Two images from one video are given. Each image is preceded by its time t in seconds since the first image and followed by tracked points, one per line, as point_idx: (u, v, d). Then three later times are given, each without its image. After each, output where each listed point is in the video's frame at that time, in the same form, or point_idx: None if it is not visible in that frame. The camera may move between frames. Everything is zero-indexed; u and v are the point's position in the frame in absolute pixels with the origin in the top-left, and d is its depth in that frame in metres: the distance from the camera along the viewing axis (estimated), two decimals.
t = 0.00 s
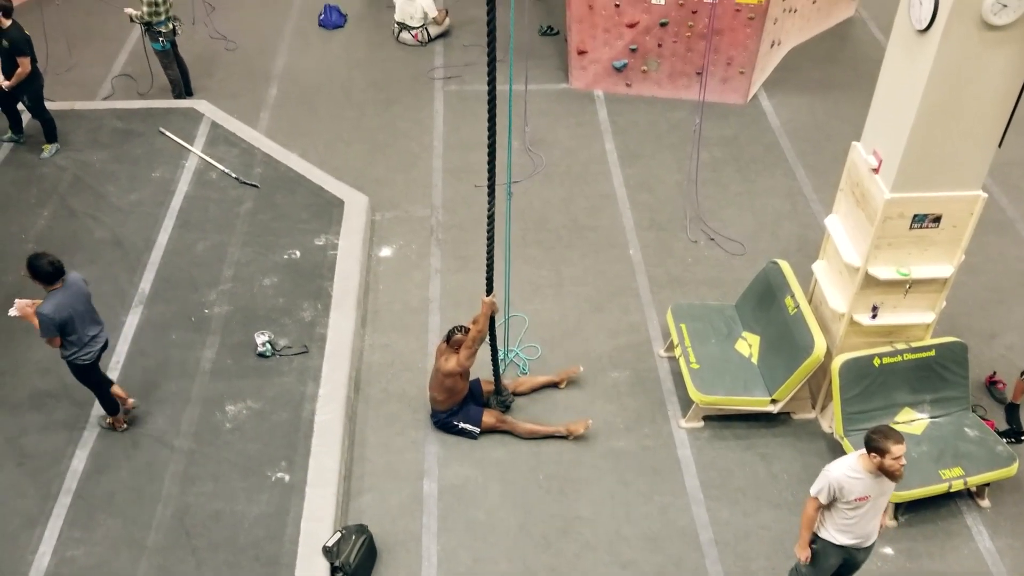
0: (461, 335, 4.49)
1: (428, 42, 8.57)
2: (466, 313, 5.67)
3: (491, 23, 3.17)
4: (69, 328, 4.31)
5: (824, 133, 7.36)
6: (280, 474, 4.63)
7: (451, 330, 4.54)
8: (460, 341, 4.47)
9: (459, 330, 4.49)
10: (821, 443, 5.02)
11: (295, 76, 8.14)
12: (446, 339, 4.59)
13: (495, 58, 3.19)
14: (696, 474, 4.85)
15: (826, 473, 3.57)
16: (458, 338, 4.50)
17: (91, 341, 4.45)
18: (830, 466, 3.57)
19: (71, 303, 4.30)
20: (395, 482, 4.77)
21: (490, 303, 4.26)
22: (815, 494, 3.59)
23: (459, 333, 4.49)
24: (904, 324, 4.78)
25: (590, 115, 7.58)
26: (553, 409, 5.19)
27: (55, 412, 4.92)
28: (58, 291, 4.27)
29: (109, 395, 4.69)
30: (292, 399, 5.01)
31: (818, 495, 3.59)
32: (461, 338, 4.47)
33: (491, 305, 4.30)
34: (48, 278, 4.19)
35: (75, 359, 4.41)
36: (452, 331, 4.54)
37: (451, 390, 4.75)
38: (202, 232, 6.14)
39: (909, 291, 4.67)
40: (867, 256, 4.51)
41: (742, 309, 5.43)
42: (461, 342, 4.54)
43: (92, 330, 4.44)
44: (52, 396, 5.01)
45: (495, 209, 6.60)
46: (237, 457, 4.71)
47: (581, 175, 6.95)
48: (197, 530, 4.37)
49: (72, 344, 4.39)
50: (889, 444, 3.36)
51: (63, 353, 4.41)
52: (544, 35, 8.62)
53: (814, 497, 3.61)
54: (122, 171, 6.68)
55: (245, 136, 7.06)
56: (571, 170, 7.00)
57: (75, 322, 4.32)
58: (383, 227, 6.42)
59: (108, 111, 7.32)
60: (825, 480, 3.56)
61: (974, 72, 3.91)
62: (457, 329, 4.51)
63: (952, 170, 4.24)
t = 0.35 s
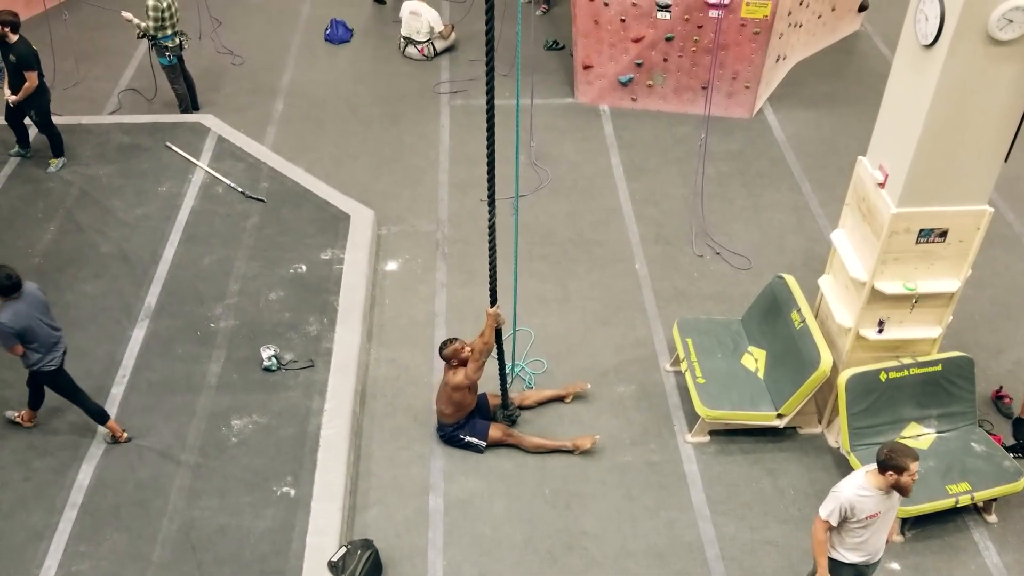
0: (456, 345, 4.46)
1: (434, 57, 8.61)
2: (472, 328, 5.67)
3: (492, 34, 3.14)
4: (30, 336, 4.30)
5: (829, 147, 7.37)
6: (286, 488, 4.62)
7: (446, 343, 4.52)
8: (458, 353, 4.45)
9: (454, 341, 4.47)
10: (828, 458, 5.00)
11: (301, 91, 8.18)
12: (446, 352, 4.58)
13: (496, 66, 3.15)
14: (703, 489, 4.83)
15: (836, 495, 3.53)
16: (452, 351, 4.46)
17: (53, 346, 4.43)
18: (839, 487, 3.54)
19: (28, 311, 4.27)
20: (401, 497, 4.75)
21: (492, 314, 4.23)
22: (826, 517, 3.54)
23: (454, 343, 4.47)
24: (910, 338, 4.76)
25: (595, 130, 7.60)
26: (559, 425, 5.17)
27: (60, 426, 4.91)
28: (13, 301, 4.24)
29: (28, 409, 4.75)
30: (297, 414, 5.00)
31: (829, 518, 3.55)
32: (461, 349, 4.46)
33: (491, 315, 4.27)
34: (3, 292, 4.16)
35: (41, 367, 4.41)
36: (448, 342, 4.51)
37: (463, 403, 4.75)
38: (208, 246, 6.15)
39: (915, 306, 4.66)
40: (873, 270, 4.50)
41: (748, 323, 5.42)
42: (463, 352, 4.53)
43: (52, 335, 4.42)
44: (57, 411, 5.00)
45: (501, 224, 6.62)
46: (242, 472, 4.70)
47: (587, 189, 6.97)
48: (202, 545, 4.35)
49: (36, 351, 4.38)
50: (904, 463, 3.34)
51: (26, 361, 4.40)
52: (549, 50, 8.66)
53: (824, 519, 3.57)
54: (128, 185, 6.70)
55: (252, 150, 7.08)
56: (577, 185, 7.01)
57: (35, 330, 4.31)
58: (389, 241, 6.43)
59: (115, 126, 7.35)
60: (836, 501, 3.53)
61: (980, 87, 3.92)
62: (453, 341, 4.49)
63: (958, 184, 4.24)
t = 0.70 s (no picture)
0: (451, 344, 4.44)
1: (432, 56, 8.61)
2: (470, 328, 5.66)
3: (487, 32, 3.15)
4: None
5: (827, 148, 7.38)
6: (284, 488, 4.61)
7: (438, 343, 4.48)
8: (454, 352, 4.44)
9: (447, 341, 4.44)
10: (825, 457, 5.01)
11: (299, 90, 8.16)
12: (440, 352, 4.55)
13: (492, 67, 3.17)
14: (700, 488, 4.84)
15: (834, 496, 3.54)
16: (446, 351, 4.45)
17: None
18: (837, 488, 3.55)
19: None
20: (399, 496, 4.75)
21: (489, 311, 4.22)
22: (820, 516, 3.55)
23: (446, 343, 4.44)
24: (907, 338, 4.78)
25: (593, 130, 7.61)
26: (557, 425, 5.17)
27: (58, 426, 4.90)
28: None
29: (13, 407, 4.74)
30: (296, 414, 4.99)
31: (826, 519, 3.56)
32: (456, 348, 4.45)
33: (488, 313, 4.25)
34: None
35: None
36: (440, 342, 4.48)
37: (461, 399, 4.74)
38: (205, 246, 6.13)
39: (913, 306, 4.68)
40: (871, 270, 4.51)
41: (746, 323, 5.43)
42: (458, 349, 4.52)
43: None
44: (55, 411, 4.99)
45: (499, 224, 6.62)
46: (240, 471, 4.70)
47: (585, 189, 6.97)
48: (200, 545, 4.35)
49: None
50: (905, 467, 3.35)
51: None
52: (547, 50, 8.65)
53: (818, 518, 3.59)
54: (125, 185, 6.68)
55: (249, 150, 7.07)
56: (575, 185, 7.02)
57: None
58: (387, 240, 6.43)
59: (112, 125, 7.33)
60: (833, 502, 3.54)
61: (978, 87, 3.93)
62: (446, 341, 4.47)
63: (955, 185, 4.25)
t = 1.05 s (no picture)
0: (437, 325, 4.50)
1: (425, 43, 8.54)
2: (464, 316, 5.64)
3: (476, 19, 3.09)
4: None
5: (822, 133, 7.35)
6: (280, 477, 4.59)
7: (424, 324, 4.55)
8: (438, 333, 4.49)
9: (432, 321, 4.51)
10: (821, 443, 5.00)
11: (291, 78, 8.10)
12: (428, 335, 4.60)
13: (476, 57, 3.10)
14: (697, 475, 4.83)
15: (830, 482, 3.54)
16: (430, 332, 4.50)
17: None
18: (834, 474, 3.55)
19: None
20: (396, 485, 4.73)
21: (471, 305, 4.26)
22: (815, 500, 3.57)
23: (431, 324, 4.51)
24: (904, 323, 4.76)
25: (588, 116, 7.56)
26: (553, 413, 5.15)
27: (51, 417, 4.87)
28: None
29: None
30: (291, 403, 4.97)
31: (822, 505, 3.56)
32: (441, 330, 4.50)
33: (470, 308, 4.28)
34: None
35: None
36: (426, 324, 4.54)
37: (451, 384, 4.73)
38: (198, 235, 6.09)
39: (909, 291, 4.66)
40: (868, 256, 4.49)
41: (742, 310, 5.41)
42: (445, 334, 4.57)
43: None
44: (49, 402, 4.96)
45: (494, 211, 6.58)
46: (236, 461, 4.68)
47: (580, 176, 6.93)
48: (196, 534, 4.33)
49: None
50: (903, 455, 3.34)
51: None
52: (541, 35, 8.59)
53: (813, 502, 3.60)
54: (117, 174, 6.63)
55: (241, 138, 7.02)
56: (570, 172, 6.98)
57: None
58: (381, 229, 6.39)
59: (103, 114, 7.27)
60: (830, 489, 3.54)
61: (975, 70, 3.90)
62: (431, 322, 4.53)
63: (952, 169, 4.22)
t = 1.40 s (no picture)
0: (425, 301, 4.32)
1: (424, 38, 8.53)
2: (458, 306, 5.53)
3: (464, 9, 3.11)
4: None
5: (822, 127, 7.34)
6: (279, 473, 4.60)
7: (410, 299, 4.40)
8: (427, 309, 4.33)
9: (417, 298, 4.34)
10: (821, 438, 5.01)
11: (290, 73, 8.09)
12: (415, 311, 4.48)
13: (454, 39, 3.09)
14: (696, 470, 4.84)
15: (831, 482, 3.53)
16: (416, 307, 4.35)
17: None
18: (832, 473, 3.54)
19: None
20: (395, 480, 4.74)
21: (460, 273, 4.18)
22: (818, 504, 3.56)
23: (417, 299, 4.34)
24: (904, 318, 4.76)
25: (587, 111, 7.55)
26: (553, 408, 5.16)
27: (51, 412, 4.88)
28: None
29: None
30: (290, 398, 4.98)
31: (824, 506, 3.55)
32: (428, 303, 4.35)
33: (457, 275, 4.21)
34: None
35: None
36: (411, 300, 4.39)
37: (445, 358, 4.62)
38: (198, 230, 6.10)
39: (909, 286, 4.66)
40: (867, 250, 4.49)
41: (742, 305, 5.41)
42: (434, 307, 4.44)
43: None
44: (48, 397, 4.97)
45: (493, 207, 6.58)
46: (235, 456, 4.69)
47: (579, 171, 6.93)
48: (196, 530, 4.34)
49: None
50: (902, 452, 3.34)
51: None
52: (541, 30, 8.57)
53: (816, 506, 3.58)
54: (116, 169, 6.63)
55: (241, 133, 7.01)
56: (569, 166, 6.97)
57: None
58: (380, 224, 6.40)
59: (103, 109, 7.27)
60: (830, 489, 3.53)
61: (975, 65, 3.89)
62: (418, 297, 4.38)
63: (952, 163, 4.21)
